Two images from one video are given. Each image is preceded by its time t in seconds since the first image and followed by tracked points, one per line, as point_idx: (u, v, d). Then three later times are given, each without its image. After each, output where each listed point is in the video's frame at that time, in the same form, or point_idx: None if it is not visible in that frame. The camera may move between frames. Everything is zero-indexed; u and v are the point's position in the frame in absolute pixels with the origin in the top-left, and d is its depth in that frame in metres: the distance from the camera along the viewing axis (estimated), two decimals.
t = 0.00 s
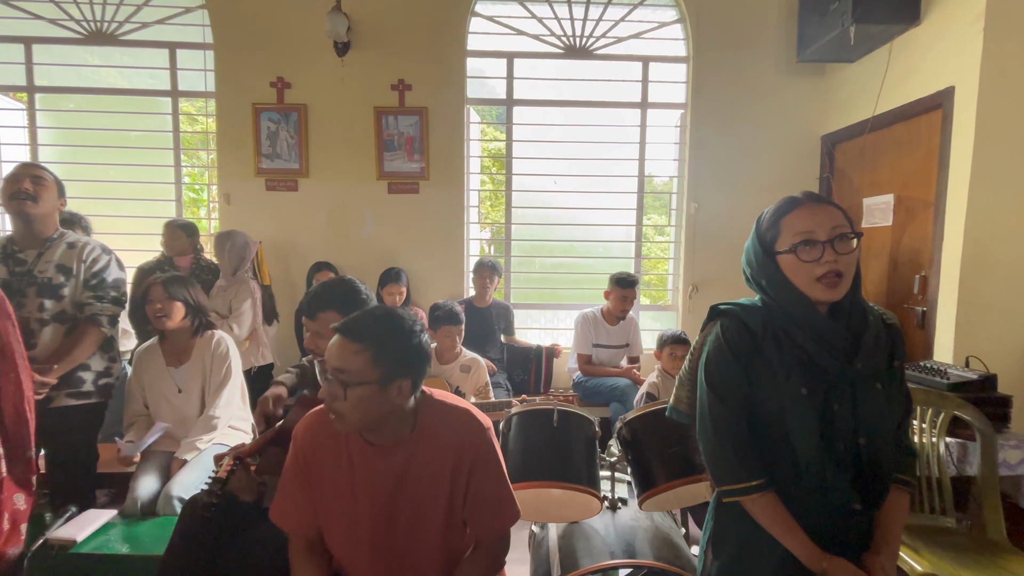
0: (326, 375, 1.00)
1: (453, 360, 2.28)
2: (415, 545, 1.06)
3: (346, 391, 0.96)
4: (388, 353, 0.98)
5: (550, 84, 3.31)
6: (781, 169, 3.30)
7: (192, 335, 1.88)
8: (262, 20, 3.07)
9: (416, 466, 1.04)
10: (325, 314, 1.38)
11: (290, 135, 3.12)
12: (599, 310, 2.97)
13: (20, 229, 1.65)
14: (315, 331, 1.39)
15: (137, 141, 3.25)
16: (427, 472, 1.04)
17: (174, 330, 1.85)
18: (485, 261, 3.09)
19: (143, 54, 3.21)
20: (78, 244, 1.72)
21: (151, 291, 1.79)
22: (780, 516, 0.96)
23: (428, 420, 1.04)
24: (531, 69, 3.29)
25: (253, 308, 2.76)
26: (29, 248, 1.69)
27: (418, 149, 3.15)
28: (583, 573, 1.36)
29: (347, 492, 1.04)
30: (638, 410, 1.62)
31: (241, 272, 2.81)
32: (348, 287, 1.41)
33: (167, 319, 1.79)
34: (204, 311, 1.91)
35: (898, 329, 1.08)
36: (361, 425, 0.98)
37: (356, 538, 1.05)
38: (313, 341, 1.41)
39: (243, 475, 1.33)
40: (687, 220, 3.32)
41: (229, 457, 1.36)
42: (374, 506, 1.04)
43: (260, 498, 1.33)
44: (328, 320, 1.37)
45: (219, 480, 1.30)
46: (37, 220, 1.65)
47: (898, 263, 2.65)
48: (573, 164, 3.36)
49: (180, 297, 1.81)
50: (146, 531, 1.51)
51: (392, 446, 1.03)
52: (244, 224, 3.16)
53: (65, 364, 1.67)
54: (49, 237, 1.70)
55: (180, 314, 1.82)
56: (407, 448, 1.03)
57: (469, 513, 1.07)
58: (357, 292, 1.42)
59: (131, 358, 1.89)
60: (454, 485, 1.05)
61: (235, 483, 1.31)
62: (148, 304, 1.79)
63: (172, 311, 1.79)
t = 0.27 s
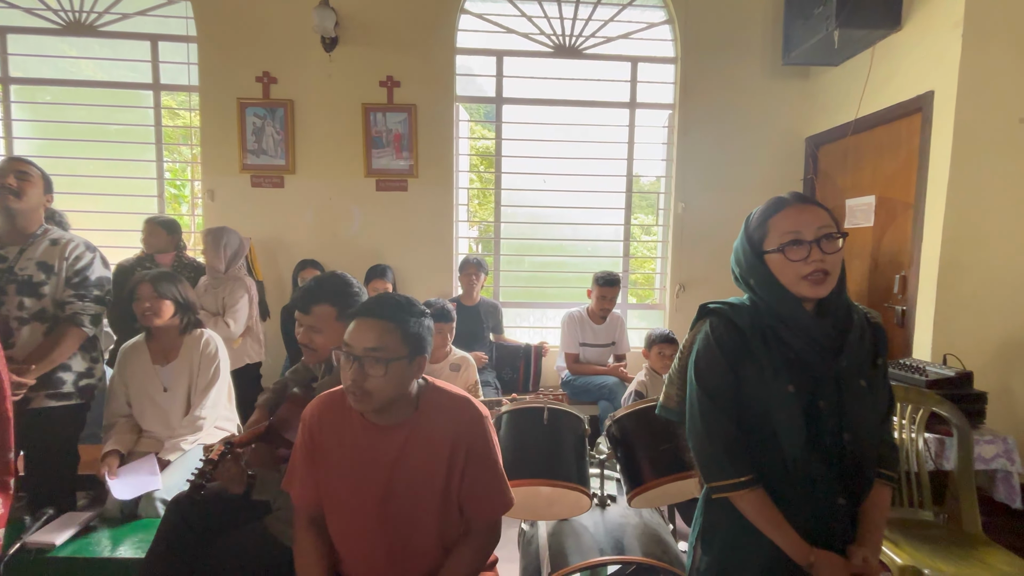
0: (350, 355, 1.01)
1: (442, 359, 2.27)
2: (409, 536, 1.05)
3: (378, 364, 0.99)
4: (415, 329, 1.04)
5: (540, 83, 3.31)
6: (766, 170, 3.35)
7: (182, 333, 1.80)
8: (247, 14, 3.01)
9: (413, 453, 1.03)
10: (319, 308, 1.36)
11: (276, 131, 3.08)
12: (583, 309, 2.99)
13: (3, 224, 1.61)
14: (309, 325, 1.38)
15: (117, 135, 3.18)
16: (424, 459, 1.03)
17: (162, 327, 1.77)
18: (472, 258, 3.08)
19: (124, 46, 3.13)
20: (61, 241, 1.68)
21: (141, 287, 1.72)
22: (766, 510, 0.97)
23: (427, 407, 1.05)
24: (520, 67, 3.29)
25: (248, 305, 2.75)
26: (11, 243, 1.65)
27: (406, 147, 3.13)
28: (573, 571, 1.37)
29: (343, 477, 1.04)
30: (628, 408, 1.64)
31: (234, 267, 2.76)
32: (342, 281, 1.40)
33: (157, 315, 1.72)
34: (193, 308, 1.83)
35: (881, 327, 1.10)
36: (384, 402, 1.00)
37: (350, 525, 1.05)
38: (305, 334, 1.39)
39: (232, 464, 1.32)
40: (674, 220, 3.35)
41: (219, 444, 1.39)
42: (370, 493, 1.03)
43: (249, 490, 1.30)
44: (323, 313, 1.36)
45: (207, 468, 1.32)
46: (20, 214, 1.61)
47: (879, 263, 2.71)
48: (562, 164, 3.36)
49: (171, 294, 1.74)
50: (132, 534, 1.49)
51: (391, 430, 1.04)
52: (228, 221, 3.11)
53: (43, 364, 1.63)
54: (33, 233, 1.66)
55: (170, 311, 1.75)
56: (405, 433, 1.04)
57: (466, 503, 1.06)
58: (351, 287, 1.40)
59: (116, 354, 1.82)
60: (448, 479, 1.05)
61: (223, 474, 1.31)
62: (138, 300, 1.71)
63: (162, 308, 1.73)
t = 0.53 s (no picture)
0: (369, 328, 1.03)
1: (436, 357, 2.26)
2: (405, 527, 1.04)
3: (398, 337, 1.02)
4: (428, 307, 1.09)
5: (535, 82, 3.31)
6: (758, 171, 3.38)
7: (184, 334, 1.81)
8: (239, 7, 2.97)
9: (412, 443, 1.03)
10: (310, 299, 1.35)
11: (267, 127, 3.04)
12: (574, 309, 3.01)
13: None
14: (300, 316, 1.36)
15: (104, 128, 3.12)
16: (423, 450, 1.03)
17: (165, 327, 1.79)
18: (464, 256, 3.08)
19: (111, 38, 3.08)
20: (47, 236, 1.65)
21: (149, 287, 1.74)
22: (759, 507, 0.98)
23: (426, 397, 1.06)
24: (515, 65, 3.29)
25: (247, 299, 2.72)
26: None
27: (400, 144, 3.11)
28: (568, 569, 1.38)
29: (342, 465, 1.04)
30: (622, 407, 1.64)
31: (228, 263, 2.75)
32: (333, 275, 1.39)
33: (163, 316, 1.75)
34: (199, 309, 1.86)
35: (874, 328, 1.12)
36: (399, 378, 1.02)
37: (347, 514, 1.05)
38: (296, 326, 1.37)
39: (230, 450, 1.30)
40: (667, 219, 3.36)
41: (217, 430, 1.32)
42: (368, 481, 1.03)
43: (243, 480, 1.31)
44: (314, 305, 1.35)
45: (205, 450, 1.28)
46: (8, 209, 1.60)
47: (868, 264, 2.75)
48: (555, 163, 3.37)
49: (177, 296, 1.76)
50: (120, 534, 1.46)
51: (392, 419, 1.04)
52: (218, 217, 3.07)
53: (25, 362, 1.58)
54: (19, 229, 1.64)
55: (176, 312, 1.77)
56: (405, 423, 1.04)
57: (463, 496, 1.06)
58: (343, 282, 1.40)
59: (116, 346, 1.82)
60: (446, 470, 1.05)
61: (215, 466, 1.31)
62: (145, 300, 1.74)
63: (168, 310, 1.75)
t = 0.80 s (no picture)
0: (344, 344, 1.02)
1: (431, 355, 2.25)
2: (400, 533, 1.03)
3: (372, 350, 1.02)
4: (404, 315, 1.07)
5: (531, 78, 3.30)
6: (752, 170, 3.40)
7: (195, 333, 1.80)
8: None
9: (408, 450, 1.03)
10: (309, 290, 1.34)
11: (260, 121, 3.00)
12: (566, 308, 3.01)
13: None
14: (298, 306, 1.36)
15: (92, 120, 3.06)
16: (420, 455, 1.03)
17: (178, 324, 1.78)
18: (459, 253, 3.07)
19: (100, 28, 3.02)
20: (30, 229, 1.62)
21: (171, 283, 1.74)
22: (757, 505, 0.99)
23: (421, 403, 1.05)
24: (511, 61, 3.27)
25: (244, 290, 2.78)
26: None
27: (394, 139, 3.09)
28: (562, 567, 1.38)
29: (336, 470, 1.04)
30: (618, 403, 1.64)
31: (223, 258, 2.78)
32: (335, 270, 1.38)
33: (179, 314, 1.75)
34: (217, 309, 1.85)
35: (871, 328, 1.12)
36: (381, 392, 1.02)
37: (342, 518, 1.04)
38: (296, 315, 1.37)
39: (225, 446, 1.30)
40: (661, 218, 3.38)
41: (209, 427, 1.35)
42: (364, 486, 1.03)
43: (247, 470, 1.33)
44: (312, 296, 1.34)
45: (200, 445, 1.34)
46: None
47: (860, 264, 2.78)
48: (550, 160, 3.36)
49: (197, 296, 1.77)
50: (111, 533, 1.44)
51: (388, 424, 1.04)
52: (209, 212, 3.03)
53: (9, 359, 1.56)
54: None
55: (192, 312, 1.77)
56: (402, 428, 1.04)
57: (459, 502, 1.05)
58: (343, 276, 1.39)
59: (122, 336, 1.79)
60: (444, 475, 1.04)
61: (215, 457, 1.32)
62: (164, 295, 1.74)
63: (185, 309, 1.75)
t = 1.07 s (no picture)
0: (329, 356, 0.97)
1: (426, 353, 2.24)
2: (394, 538, 1.01)
3: (362, 359, 0.96)
4: (393, 319, 1.02)
5: (526, 75, 3.28)
6: (746, 169, 3.41)
7: (199, 333, 1.78)
8: None
9: (401, 455, 1.00)
10: (302, 287, 1.32)
11: (252, 115, 2.96)
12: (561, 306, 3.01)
13: None
14: (290, 302, 1.34)
15: (79, 112, 3.00)
16: (414, 460, 1.01)
17: (182, 322, 1.75)
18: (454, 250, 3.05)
19: (87, 19, 2.95)
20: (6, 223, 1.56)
21: (182, 281, 1.72)
22: (756, 504, 0.99)
23: (413, 407, 1.03)
24: (506, 58, 3.25)
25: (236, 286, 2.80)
26: None
27: (389, 135, 3.06)
28: (557, 566, 1.36)
29: (325, 479, 1.00)
30: (614, 403, 1.64)
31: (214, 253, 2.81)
32: (332, 266, 1.37)
33: (187, 312, 1.72)
34: (224, 309, 1.82)
35: (867, 326, 1.13)
36: (373, 403, 0.98)
37: (333, 527, 1.01)
38: (287, 313, 1.35)
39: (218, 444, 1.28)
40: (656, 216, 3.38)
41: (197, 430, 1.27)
42: (355, 494, 0.99)
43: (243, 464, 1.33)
44: (305, 293, 1.33)
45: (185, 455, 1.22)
46: None
47: (853, 263, 2.80)
48: (545, 158, 3.35)
49: (206, 296, 1.75)
50: (97, 534, 1.42)
51: (379, 430, 1.00)
52: (200, 207, 2.98)
53: None
54: None
55: (199, 311, 1.74)
56: (394, 434, 1.01)
57: (454, 502, 1.05)
58: (340, 273, 1.37)
59: (124, 329, 1.75)
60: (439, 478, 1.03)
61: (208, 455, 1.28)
62: (174, 292, 1.71)
63: (193, 308, 1.72)
